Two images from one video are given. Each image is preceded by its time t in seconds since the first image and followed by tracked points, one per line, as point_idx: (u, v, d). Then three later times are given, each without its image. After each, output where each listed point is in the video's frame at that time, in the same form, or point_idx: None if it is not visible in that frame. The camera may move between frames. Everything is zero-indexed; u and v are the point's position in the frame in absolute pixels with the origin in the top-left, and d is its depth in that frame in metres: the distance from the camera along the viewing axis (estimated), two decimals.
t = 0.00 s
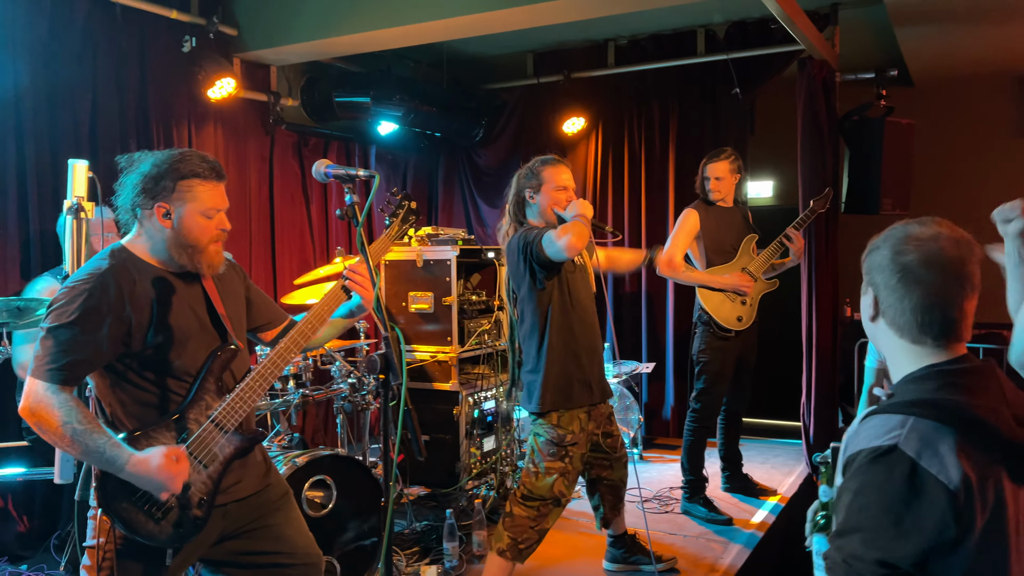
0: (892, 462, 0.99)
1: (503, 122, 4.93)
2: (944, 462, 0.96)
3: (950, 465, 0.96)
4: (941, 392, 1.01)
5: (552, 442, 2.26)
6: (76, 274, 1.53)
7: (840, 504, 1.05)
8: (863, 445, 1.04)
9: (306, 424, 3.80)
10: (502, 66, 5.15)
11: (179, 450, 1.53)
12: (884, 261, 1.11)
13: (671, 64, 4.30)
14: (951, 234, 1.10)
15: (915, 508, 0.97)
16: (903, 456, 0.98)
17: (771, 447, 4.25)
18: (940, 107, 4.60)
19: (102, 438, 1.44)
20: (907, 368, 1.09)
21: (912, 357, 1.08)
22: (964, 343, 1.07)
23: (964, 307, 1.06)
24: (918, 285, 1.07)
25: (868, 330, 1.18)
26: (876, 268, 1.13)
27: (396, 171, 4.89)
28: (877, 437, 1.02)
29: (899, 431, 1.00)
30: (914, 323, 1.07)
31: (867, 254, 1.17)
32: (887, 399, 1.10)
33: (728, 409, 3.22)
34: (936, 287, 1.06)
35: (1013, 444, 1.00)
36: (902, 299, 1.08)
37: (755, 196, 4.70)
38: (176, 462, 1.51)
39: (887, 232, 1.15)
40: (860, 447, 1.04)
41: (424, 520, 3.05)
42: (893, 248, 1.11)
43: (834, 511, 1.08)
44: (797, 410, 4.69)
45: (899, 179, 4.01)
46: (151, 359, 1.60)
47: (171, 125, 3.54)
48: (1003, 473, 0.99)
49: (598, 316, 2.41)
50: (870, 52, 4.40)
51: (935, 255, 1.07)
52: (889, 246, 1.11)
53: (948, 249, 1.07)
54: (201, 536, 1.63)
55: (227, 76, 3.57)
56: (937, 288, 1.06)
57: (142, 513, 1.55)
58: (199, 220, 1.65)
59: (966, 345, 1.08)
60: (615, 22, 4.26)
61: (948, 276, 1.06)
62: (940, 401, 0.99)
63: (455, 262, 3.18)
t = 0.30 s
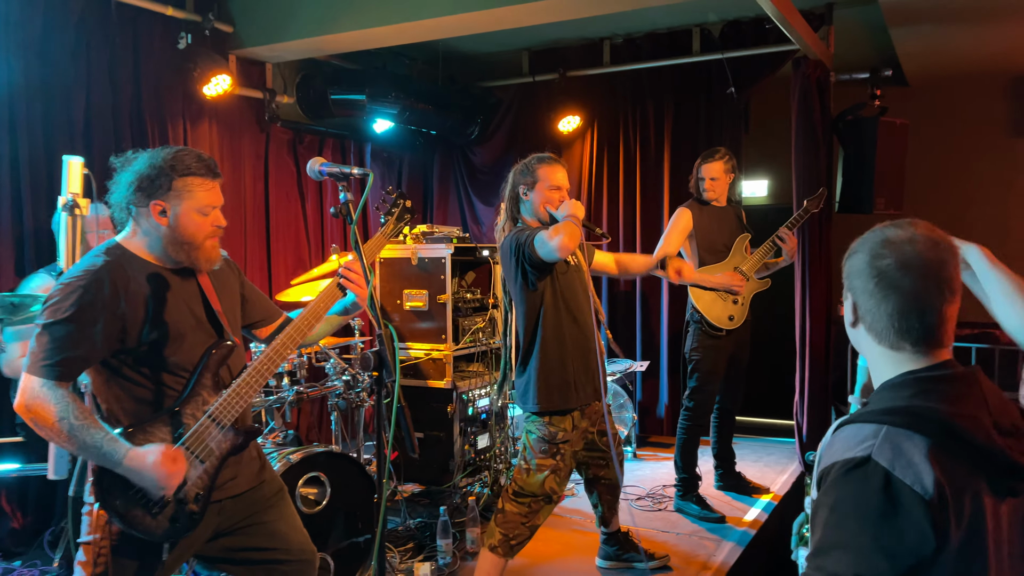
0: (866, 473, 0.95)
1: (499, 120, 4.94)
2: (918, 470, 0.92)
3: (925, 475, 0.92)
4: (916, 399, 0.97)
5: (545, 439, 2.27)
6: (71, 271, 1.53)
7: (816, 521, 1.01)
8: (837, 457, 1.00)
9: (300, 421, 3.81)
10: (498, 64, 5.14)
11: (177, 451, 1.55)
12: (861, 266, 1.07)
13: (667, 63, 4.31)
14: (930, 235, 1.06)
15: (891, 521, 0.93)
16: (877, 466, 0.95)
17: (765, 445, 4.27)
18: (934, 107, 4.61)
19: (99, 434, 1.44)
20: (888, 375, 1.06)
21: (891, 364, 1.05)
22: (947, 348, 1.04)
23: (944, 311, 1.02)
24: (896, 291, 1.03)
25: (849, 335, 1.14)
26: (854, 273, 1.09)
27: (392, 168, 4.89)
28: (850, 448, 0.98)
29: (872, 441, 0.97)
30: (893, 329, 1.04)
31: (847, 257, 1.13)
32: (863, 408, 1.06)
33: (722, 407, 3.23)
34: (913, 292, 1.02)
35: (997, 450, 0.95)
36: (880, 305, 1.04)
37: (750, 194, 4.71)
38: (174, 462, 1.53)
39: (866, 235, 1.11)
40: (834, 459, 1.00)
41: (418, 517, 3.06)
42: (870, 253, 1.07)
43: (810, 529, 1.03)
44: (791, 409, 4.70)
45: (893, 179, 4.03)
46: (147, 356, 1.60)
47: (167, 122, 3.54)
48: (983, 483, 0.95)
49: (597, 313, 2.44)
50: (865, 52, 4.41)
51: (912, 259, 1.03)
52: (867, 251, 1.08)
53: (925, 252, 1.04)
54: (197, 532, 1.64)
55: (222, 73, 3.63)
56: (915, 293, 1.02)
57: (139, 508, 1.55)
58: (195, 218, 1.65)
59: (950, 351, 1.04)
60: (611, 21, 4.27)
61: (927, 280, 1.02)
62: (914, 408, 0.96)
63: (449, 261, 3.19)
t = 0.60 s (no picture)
0: (856, 474, 0.95)
1: (500, 117, 4.94)
2: (908, 469, 0.92)
3: (916, 474, 0.91)
4: (903, 399, 0.97)
5: (545, 436, 2.27)
6: (76, 265, 1.54)
7: (808, 525, 1.01)
8: (827, 459, 1.00)
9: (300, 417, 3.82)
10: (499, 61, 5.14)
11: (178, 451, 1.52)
12: (849, 265, 1.07)
13: (668, 61, 4.31)
14: (916, 232, 1.06)
15: (884, 523, 0.93)
16: (867, 467, 0.94)
17: (765, 443, 4.27)
18: (935, 106, 4.61)
19: (102, 430, 1.45)
20: (876, 374, 1.06)
21: (879, 363, 1.05)
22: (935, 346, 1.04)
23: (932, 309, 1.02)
24: (883, 289, 1.03)
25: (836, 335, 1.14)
26: (841, 272, 1.09)
27: (392, 166, 4.90)
28: (839, 450, 0.98)
29: (861, 441, 0.96)
30: (881, 328, 1.04)
31: (834, 257, 1.13)
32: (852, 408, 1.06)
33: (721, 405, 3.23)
34: (901, 290, 1.02)
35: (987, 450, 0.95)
36: (868, 304, 1.04)
37: (750, 193, 4.72)
38: (174, 462, 1.50)
39: (852, 234, 1.11)
40: (824, 462, 1.00)
41: (418, 513, 3.06)
42: (858, 251, 1.07)
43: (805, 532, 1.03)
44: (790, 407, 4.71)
45: (893, 178, 4.03)
46: (151, 350, 1.61)
47: (168, 118, 3.54)
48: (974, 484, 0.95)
49: (596, 313, 2.45)
50: (866, 51, 4.41)
51: (899, 256, 1.03)
52: (854, 249, 1.08)
53: (913, 249, 1.04)
54: (194, 527, 1.65)
55: (223, 69, 3.67)
56: (903, 292, 1.02)
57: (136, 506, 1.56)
58: (200, 210, 1.66)
59: (939, 349, 1.05)
60: (612, 18, 4.27)
61: (914, 278, 1.02)
62: (903, 408, 0.95)
63: (450, 258, 3.19)
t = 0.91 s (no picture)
0: (874, 465, 0.95)
1: (499, 117, 4.94)
2: (925, 458, 0.92)
3: (933, 462, 0.91)
4: (913, 389, 0.97)
5: (545, 434, 2.27)
6: (75, 265, 1.54)
7: (823, 518, 1.00)
8: (841, 451, 0.99)
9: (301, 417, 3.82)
10: (499, 61, 5.15)
11: (176, 438, 1.55)
12: (849, 260, 1.07)
13: (667, 60, 4.31)
14: (914, 226, 1.07)
15: (904, 512, 0.92)
16: (885, 457, 0.94)
17: (766, 441, 4.28)
18: (935, 104, 4.61)
19: (100, 425, 1.45)
20: (880, 366, 1.06)
21: (883, 355, 1.05)
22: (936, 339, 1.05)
23: (932, 301, 1.03)
24: (887, 282, 1.03)
25: (836, 330, 1.14)
26: (841, 267, 1.09)
27: (392, 166, 4.91)
28: (853, 441, 0.97)
29: (876, 432, 0.96)
30: (885, 320, 1.04)
31: (832, 253, 1.13)
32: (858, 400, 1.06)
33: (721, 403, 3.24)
34: (903, 283, 1.02)
35: (993, 438, 0.96)
36: (871, 296, 1.05)
37: (750, 191, 4.72)
38: (175, 449, 1.53)
39: (851, 229, 1.12)
40: (837, 453, 0.99)
41: (419, 512, 3.06)
42: (858, 245, 1.07)
43: (818, 524, 1.02)
44: (790, 405, 4.71)
45: (894, 176, 4.02)
46: (152, 350, 1.61)
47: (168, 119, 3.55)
48: (981, 472, 0.96)
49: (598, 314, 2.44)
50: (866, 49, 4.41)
51: (899, 249, 1.04)
52: (853, 244, 1.08)
53: (913, 243, 1.04)
54: (197, 526, 1.65)
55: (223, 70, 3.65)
56: (905, 283, 1.02)
57: (142, 502, 1.55)
58: (198, 206, 1.66)
59: (938, 342, 1.06)
60: (611, 17, 4.27)
61: (916, 270, 1.03)
62: (915, 397, 0.96)
63: (450, 257, 3.20)
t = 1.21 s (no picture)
0: (899, 456, 0.95)
1: (499, 117, 4.95)
2: (949, 448, 0.92)
3: (958, 453, 0.92)
4: (933, 381, 0.98)
5: (544, 433, 2.27)
6: (76, 266, 1.55)
7: (848, 507, 1.00)
8: (865, 441, 0.99)
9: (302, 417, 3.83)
10: (500, 61, 5.15)
11: (175, 442, 1.57)
12: (866, 252, 1.10)
13: (667, 59, 4.31)
14: (932, 221, 1.09)
15: (931, 500, 0.93)
16: (911, 448, 0.94)
17: (766, 440, 4.28)
18: (935, 102, 4.61)
19: (100, 429, 1.45)
20: (893, 358, 1.08)
21: (896, 347, 1.07)
22: (949, 333, 1.06)
23: (947, 295, 1.05)
24: (901, 274, 1.05)
25: (851, 322, 1.16)
26: (858, 259, 1.12)
27: (392, 166, 4.91)
28: (878, 432, 0.98)
29: (900, 423, 0.96)
30: (898, 312, 1.05)
31: (849, 246, 1.16)
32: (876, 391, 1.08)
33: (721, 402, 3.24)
34: (918, 276, 1.04)
35: (1008, 430, 0.97)
36: (885, 288, 1.07)
37: (750, 190, 4.72)
38: (173, 453, 1.55)
39: (870, 223, 1.14)
40: (861, 444, 1.00)
41: (420, 512, 3.07)
42: (875, 238, 1.09)
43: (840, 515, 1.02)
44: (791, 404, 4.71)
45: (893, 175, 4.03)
46: (152, 352, 1.61)
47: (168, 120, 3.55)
48: (996, 463, 0.97)
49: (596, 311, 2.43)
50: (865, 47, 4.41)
51: (916, 243, 1.06)
52: (871, 237, 1.10)
53: (930, 237, 1.06)
54: (198, 528, 1.65)
55: (222, 71, 3.65)
56: (920, 275, 1.04)
57: (138, 505, 1.56)
58: (196, 211, 1.67)
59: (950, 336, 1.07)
60: (610, 17, 4.27)
61: (931, 264, 1.04)
62: (935, 390, 0.97)
63: (450, 257, 3.20)
